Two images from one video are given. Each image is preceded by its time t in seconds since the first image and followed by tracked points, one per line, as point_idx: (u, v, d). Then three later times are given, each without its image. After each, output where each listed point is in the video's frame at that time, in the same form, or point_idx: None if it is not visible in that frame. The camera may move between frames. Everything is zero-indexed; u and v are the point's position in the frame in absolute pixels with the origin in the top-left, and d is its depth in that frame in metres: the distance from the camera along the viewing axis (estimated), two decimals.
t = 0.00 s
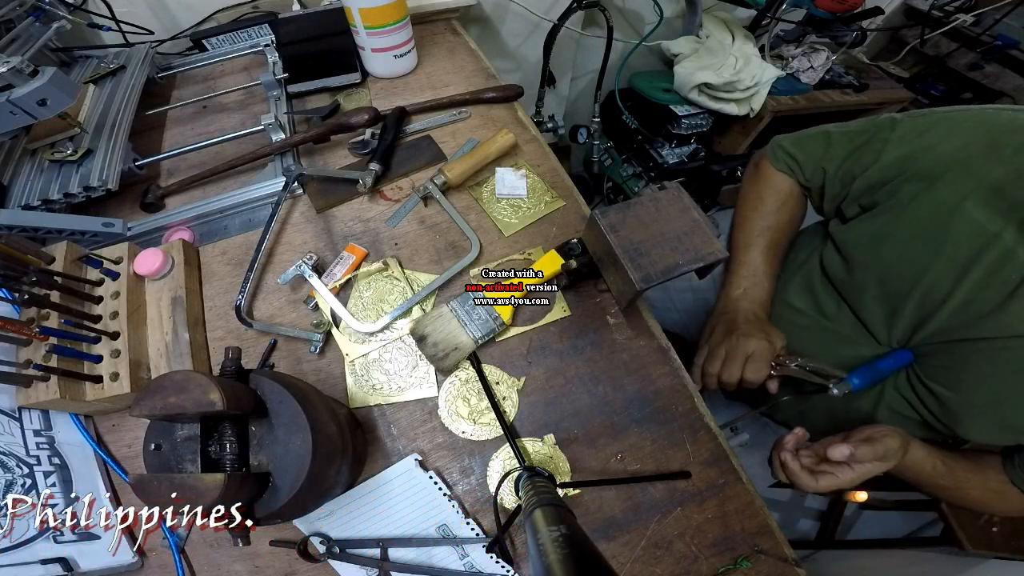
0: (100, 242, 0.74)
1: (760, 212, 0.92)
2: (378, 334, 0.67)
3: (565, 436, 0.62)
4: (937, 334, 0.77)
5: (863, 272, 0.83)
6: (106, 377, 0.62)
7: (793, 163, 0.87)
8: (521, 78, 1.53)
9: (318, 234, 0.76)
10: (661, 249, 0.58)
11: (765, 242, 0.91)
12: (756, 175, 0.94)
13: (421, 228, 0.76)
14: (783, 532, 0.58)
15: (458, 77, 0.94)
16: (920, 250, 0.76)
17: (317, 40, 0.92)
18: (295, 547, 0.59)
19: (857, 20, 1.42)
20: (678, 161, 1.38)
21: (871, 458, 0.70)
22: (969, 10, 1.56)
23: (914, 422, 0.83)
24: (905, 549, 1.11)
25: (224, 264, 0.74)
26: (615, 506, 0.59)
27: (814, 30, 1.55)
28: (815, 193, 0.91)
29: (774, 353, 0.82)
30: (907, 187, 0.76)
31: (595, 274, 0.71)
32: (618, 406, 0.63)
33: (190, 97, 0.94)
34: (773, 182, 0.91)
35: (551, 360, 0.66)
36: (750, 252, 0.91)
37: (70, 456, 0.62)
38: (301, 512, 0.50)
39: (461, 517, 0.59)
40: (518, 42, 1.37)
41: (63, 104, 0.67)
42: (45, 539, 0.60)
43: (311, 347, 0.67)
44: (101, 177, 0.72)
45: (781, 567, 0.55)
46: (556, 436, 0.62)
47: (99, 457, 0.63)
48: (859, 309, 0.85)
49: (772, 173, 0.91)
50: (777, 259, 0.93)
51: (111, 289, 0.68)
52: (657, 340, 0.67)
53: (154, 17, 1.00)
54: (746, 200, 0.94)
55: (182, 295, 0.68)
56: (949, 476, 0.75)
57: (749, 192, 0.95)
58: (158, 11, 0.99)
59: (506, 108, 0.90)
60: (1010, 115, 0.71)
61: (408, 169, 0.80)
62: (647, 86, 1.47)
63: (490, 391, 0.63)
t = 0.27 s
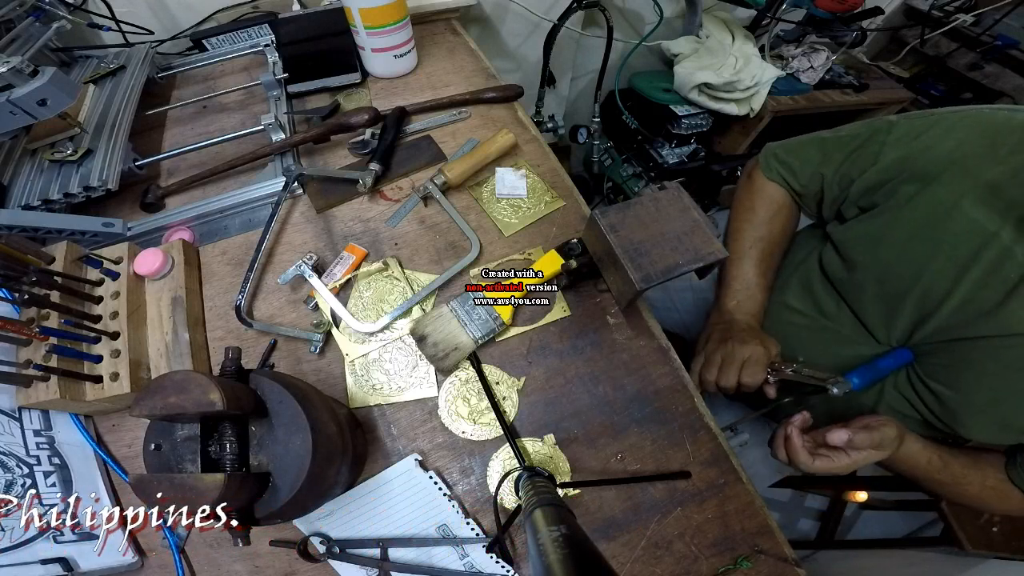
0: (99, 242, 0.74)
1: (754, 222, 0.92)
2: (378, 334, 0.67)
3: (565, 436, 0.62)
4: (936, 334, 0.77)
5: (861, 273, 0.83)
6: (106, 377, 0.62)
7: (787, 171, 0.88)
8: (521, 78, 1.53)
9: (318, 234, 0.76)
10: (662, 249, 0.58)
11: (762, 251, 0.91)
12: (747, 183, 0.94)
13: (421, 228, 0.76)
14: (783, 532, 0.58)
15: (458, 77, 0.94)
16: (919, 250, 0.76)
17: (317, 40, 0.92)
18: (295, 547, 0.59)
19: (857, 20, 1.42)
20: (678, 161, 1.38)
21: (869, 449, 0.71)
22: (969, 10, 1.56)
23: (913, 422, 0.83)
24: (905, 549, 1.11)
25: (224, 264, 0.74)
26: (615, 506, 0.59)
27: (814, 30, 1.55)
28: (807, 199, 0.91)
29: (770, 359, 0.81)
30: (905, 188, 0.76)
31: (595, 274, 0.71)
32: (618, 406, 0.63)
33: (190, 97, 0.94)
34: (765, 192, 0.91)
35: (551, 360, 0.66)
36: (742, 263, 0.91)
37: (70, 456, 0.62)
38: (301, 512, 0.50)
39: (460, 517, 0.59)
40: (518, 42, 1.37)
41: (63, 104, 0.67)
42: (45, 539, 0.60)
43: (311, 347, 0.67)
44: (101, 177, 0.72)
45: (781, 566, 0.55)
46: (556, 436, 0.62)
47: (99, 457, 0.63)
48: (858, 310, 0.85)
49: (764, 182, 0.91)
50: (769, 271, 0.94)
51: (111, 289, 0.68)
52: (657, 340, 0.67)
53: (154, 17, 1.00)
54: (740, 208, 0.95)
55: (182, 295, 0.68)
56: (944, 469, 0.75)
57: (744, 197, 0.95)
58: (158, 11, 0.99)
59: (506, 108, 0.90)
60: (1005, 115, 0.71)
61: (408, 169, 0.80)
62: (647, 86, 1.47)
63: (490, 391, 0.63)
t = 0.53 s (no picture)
0: (100, 242, 0.74)
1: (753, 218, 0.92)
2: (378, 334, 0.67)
3: (565, 436, 0.62)
4: (936, 334, 0.77)
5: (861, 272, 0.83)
6: (106, 377, 0.62)
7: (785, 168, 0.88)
8: (521, 78, 1.53)
9: (318, 234, 0.76)
10: (662, 249, 0.58)
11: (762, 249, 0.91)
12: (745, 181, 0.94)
13: (421, 228, 0.76)
14: (783, 532, 0.58)
15: (458, 77, 0.94)
16: (918, 250, 0.76)
17: (317, 40, 0.92)
18: (295, 547, 0.60)
19: (857, 20, 1.43)
20: (678, 161, 1.38)
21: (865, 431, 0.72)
22: (969, 10, 1.56)
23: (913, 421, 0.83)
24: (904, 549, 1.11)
25: (224, 265, 0.74)
26: (615, 506, 0.59)
27: (814, 30, 1.55)
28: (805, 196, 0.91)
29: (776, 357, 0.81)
30: (904, 187, 0.77)
31: (595, 274, 0.71)
32: (618, 406, 0.63)
33: (190, 97, 0.94)
34: (762, 190, 0.91)
35: (551, 360, 0.66)
36: (744, 259, 0.91)
37: (70, 456, 0.62)
38: (301, 512, 0.50)
39: (460, 517, 0.59)
40: (518, 42, 1.37)
41: (63, 104, 0.67)
42: (45, 539, 0.60)
43: (311, 347, 0.67)
44: (101, 177, 0.72)
45: (781, 566, 0.55)
46: (556, 436, 0.62)
47: (99, 457, 0.63)
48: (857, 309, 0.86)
49: (763, 179, 0.92)
50: (772, 268, 0.93)
51: (111, 289, 0.68)
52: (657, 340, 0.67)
53: (154, 17, 1.00)
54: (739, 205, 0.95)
55: (182, 295, 0.68)
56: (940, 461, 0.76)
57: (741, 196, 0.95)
58: (158, 11, 0.99)
59: (506, 108, 0.90)
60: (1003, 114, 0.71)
61: (408, 169, 0.80)
62: (647, 86, 1.47)
63: (490, 391, 0.63)
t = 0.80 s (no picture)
0: (100, 242, 0.74)
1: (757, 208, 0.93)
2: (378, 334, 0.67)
3: (565, 436, 0.62)
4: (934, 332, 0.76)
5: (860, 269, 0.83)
6: (106, 377, 0.62)
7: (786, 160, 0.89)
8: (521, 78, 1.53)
9: (318, 234, 0.76)
10: (662, 249, 0.58)
11: (767, 242, 0.92)
12: (746, 174, 0.95)
13: (421, 228, 0.76)
14: (783, 532, 0.58)
15: (458, 77, 0.94)
16: (916, 247, 0.76)
17: (317, 40, 0.92)
18: (295, 547, 0.60)
19: (857, 20, 1.43)
20: (678, 161, 1.38)
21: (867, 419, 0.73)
22: (969, 10, 1.56)
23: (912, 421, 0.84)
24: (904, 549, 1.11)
25: (224, 264, 0.74)
26: (615, 506, 0.59)
27: (814, 30, 1.55)
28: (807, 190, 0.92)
29: (789, 348, 0.82)
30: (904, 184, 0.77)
31: (595, 274, 0.71)
32: (618, 406, 0.63)
33: (190, 97, 0.94)
34: (767, 179, 0.92)
35: (551, 360, 0.66)
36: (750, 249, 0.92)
37: (70, 456, 0.62)
38: (301, 512, 0.50)
39: (460, 518, 0.59)
40: (518, 42, 1.37)
41: (63, 104, 0.67)
42: (45, 539, 0.60)
43: (311, 347, 0.67)
44: (101, 177, 0.72)
45: (781, 566, 0.55)
46: (556, 436, 0.62)
47: (99, 457, 0.63)
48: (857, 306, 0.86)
49: (765, 170, 0.92)
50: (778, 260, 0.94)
51: (111, 289, 0.68)
52: (657, 339, 0.67)
53: (154, 17, 1.00)
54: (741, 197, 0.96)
55: (182, 295, 0.68)
56: (938, 456, 0.77)
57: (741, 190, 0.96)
58: (158, 11, 0.99)
59: (506, 108, 0.90)
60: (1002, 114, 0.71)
61: (408, 169, 0.80)
62: (647, 86, 1.47)
63: (490, 391, 0.63)
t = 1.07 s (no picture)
0: (100, 242, 0.74)
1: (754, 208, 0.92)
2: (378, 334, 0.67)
3: (565, 436, 0.62)
4: (929, 332, 0.76)
5: (856, 269, 0.83)
6: (106, 377, 0.62)
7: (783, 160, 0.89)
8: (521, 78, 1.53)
9: (318, 234, 0.76)
10: (662, 249, 0.58)
11: (762, 243, 0.92)
12: (747, 173, 0.95)
13: (421, 228, 0.76)
14: (783, 532, 0.58)
15: (458, 77, 0.94)
16: (911, 247, 0.76)
17: (318, 40, 0.92)
18: (296, 547, 0.60)
19: (857, 20, 1.43)
20: (678, 161, 1.38)
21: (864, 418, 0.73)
22: (969, 10, 1.56)
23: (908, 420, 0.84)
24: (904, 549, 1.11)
25: (224, 265, 0.74)
26: (615, 506, 0.59)
27: (814, 30, 1.55)
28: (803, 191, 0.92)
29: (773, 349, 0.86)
30: (898, 184, 0.77)
31: (595, 274, 0.71)
32: (618, 406, 0.63)
33: (190, 97, 0.93)
34: (768, 177, 0.91)
35: (551, 360, 0.66)
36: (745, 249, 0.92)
37: (70, 456, 0.62)
38: (301, 512, 0.50)
39: (460, 517, 0.59)
40: (518, 42, 1.37)
41: (63, 104, 0.67)
42: (44, 539, 0.60)
43: (311, 347, 0.67)
44: (101, 177, 0.72)
45: (781, 566, 0.55)
46: (556, 436, 0.62)
47: (99, 457, 0.63)
48: (852, 306, 0.85)
49: (763, 170, 0.92)
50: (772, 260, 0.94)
51: (111, 289, 0.68)
52: (657, 339, 0.67)
53: (154, 17, 1.00)
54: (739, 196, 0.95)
55: (182, 295, 0.68)
56: (936, 456, 0.76)
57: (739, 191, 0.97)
58: (158, 11, 0.99)
59: (506, 108, 0.90)
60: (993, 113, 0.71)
61: (408, 169, 0.80)
62: (647, 86, 1.47)
63: (490, 391, 0.63)
